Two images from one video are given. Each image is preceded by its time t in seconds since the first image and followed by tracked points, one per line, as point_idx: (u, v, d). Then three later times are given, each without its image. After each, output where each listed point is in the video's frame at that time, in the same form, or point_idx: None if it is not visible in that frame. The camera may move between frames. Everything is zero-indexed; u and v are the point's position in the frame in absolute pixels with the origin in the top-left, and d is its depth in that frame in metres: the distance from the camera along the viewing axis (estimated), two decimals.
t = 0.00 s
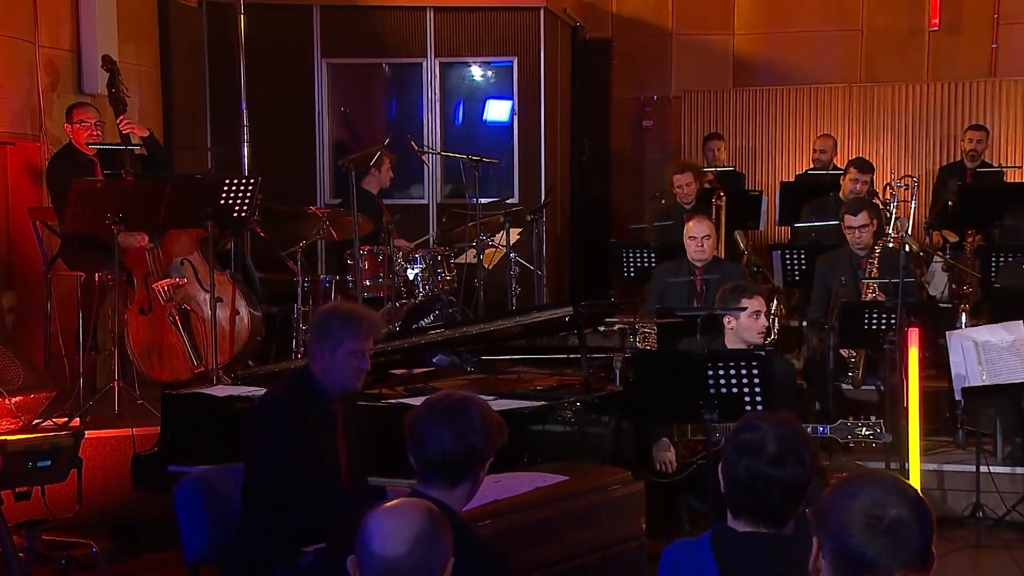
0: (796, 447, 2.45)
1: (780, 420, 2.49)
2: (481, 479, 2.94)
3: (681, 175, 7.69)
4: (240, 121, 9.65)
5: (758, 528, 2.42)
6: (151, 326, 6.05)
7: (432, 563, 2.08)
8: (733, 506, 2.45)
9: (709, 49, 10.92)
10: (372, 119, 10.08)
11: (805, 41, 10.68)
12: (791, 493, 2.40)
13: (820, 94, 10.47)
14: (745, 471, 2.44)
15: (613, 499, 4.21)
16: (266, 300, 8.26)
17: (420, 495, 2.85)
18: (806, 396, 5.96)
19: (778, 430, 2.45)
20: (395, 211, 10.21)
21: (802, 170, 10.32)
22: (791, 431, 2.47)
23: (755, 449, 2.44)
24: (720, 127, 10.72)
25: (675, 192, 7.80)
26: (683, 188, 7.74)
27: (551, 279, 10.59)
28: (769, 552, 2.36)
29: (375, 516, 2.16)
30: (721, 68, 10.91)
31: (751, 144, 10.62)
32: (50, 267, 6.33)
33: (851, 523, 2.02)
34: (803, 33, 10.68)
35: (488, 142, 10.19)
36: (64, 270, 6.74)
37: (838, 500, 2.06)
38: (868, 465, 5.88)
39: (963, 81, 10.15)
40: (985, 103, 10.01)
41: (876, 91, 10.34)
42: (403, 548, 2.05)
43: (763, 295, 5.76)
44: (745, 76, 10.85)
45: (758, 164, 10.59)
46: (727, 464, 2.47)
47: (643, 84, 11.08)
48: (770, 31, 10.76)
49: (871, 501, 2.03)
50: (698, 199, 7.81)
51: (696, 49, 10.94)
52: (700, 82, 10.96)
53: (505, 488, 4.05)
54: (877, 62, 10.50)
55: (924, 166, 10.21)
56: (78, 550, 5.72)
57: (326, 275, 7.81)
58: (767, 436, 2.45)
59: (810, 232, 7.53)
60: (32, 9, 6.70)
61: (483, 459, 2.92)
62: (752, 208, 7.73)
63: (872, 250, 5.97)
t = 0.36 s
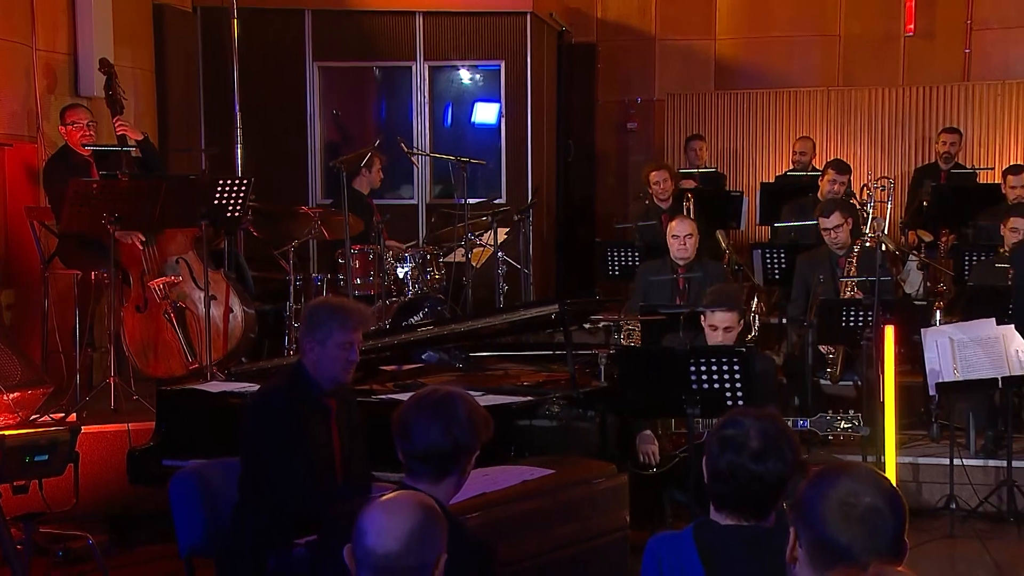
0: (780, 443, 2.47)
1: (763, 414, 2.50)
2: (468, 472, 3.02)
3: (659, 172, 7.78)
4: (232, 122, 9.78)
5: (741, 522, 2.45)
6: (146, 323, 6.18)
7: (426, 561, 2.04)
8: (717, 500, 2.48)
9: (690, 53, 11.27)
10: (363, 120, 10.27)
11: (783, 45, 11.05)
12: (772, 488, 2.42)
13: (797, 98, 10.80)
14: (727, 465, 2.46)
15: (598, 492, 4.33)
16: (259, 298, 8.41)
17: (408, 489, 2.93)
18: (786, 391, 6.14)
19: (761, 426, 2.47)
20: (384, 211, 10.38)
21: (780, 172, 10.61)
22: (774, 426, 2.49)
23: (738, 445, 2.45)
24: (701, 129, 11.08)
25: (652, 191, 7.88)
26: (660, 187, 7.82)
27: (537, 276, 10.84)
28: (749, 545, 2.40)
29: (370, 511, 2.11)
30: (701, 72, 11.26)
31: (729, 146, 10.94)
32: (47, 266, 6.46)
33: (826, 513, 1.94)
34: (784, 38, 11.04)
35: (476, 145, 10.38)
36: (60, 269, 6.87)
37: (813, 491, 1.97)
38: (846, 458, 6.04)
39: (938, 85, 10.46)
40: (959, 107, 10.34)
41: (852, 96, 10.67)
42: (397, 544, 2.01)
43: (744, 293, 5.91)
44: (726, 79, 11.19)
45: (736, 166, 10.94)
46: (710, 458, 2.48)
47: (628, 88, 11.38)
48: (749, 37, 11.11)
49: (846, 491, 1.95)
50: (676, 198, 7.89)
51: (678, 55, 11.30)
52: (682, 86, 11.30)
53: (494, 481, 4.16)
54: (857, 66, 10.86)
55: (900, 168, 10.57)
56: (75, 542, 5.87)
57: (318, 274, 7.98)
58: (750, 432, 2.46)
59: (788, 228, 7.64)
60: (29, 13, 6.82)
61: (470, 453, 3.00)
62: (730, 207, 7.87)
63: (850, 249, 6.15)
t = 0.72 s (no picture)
0: (759, 435, 2.49)
1: (743, 407, 2.53)
2: (458, 464, 3.09)
3: (644, 172, 8.07)
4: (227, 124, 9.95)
5: (721, 511, 2.47)
6: (143, 320, 6.34)
7: (422, 550, 1.98)
8: (698, 491, 2.50)
9: (676, 55, 11.63)
10: (356, 121, 10.40)
11: (765, 50, 11.40)
12: (751, 478, 2.45)
13: (779, 99, 11.12)
14: (708, 457, 2.49)
15: (586, 484, 4.42)
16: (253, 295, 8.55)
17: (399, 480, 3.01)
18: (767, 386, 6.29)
19: (741, 418, 2.49)
20: (376, 211, 10.55)
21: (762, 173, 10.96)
22: (753, 418, 2.51)
23: (718, 437, 2.48)
24: (684, 131, 11.40)
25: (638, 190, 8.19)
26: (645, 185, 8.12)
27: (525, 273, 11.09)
28: (728, 536, 2.42)
29: (368, 501, 2.07)
30: (684, 76, 11.63)
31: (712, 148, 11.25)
32: (45, 263, 6.58)
33: (807, 506, 1.95)
34: (764, 41, 11.38)
35: (465, 146, 10.54)
36: (59, 266, 6.99)
37: (795, 483, 2.00)
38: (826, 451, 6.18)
39: (913, 88, 10.81)
40: (934, 108, 10.68)
41: (831, 99, 10.99)
42: (393, 533, 1.96)
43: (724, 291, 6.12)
44: (708, 80, 11.56)
45: (718, 167, 11.27)
46: (692, 449, 2.51)
47: (613, 90, 11.78)
48: (733, 40, 11.47)
49: (828, 484, 1.98)
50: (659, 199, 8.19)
51: (663, 58, 11.65)
52: (668, 88, 11.66)
53: (483, 474, 4.24)
54: (836, 71, 11.25)
55: (878, 168, 10.90)
56: (74, 534, 6.01)
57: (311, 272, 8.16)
58: (730, 424, 2.49)
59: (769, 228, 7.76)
60: (29, 17, 6.96)
61: (460, 446, 3.07)
62: (714, 207, 7.99)
63: (829, 247, 6.34)
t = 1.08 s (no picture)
0: (739, 428, 2.55)
1: (725, 401, 2.59)
2: (447, 458, 3.12)
3: (628, 171, 8.20)
4: (221, 125, 10.13)
5: (704, 501, 2.53)
6: (139, 316, 6.47)
7: (408, 547, 2.03)
8: (681, 483, 2.56)
9: (660, 58, 11.91)
10: (348, 122, 10.57)
11: (747, 53, 11.70)
12: (734, 470, 2.50)
13: (759, 103, 11.45)
14: (691, 449, 2.54)
15: (572, 475, 4.51)
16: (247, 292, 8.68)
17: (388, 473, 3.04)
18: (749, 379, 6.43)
19: (722, 411, 2.56)
20: (368, 209, 10.73)
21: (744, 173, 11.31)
22: (734, 412, 2.57)
23: (700, 430, 2.54)
24: (668, 137, 11.70)
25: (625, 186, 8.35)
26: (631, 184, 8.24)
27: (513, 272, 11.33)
28: (711, 526, 2.47)
29: (349, 500, 2.10)
30: (669, 76, 11.92)
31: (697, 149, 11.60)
32: (43, 261, 6.71)
33: (785, 493, 1.96)
34: (746, 44, 11.69)
35: (455, 146, 10.71)
36: (56, 263, 7.13)
37: (774, 472, 2.01)
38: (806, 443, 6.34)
39: (891, 90, 11.11)
40: (911, 110, 11.00)
41: (810, 100, 11.30)
42: (382, 533, 2.00)
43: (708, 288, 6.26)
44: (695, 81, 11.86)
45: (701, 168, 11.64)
46: (675, 443, 2.57)
47: (599, 92, 12.04)
48: (716, 43, 11.77)
49: (804, 472, 1.98)
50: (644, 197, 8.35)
51: (646, 60, 11.94)
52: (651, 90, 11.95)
53: (472, 465, 4.31)
54: (816, 70, 11.51)
55: (856, 168, 11.20)
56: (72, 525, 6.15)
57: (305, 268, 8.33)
58: (712, 417, 2.55)
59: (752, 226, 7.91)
60: (26, 19, 7.06)
61: (449, 441, 3.09)
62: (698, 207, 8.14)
63: (809, 244, 6.48)
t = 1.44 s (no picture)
0: (720, 421, 2.65)
1: (707, 395, 2.68)
2: (436, 450, 3.13)
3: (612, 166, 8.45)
4: (214, 125, 10.28)
5: (685, 492, 2.62)
6: (133, 311, 6.59)
7: (395, 528, 2.13)
8: (663, 474, 2.65)
9: (643, 60, 12.27)
10: (338, 122, 10.81)
11: (728, 55, 12.09)
12: (714, 462, 2.60)
13: (740, 103, 11.77)
14: (673, 442, 2.63)
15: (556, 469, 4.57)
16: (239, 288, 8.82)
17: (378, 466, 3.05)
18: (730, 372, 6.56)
19: (704, 405, 2.65)
20: (358, 207, 10.91)
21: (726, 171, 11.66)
22: (716, 406, 2.67)
23: (682, 423, 2.63)
24: (650, 134, 12.01)
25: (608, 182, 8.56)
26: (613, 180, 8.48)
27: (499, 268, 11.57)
28: (692, 516, 2.57)
29: (340, 486, 2.21)
30: (652, 78, 12.26)
31: (680, 149, 11.91)
32: (39, 258, 6.83)
33: (765, 487, 2.10)
34: (726, 46, 12.08)
35: (443, 145, 10.94)
36: (52, 260, 7.25)
37: (754, 466, 2.15)
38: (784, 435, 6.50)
39: (867, 91, 11.50)
40: (887, 109, 11.38)
41: (789, 101, 11.66)
42: (369, 513, 2.11)
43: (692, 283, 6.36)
44: (676, 83, 12.23)
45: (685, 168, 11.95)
46: (658, 435, 2.66)
47: (582, 94, 12.38)
48: (697, 44, 12.15)
49: (783, 467, 2.13)
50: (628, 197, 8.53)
51: (630, 62, 12.29)
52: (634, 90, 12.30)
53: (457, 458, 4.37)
54: (794, 72, 11.94)
55: (833, 167, 11.56)
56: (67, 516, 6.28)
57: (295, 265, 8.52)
58: (693, 411, 2.64)
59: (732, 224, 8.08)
60: (22, 21, 7.17)
61: (437, 434, 3.10)
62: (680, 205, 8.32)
63: (788, 242, 6.62)
